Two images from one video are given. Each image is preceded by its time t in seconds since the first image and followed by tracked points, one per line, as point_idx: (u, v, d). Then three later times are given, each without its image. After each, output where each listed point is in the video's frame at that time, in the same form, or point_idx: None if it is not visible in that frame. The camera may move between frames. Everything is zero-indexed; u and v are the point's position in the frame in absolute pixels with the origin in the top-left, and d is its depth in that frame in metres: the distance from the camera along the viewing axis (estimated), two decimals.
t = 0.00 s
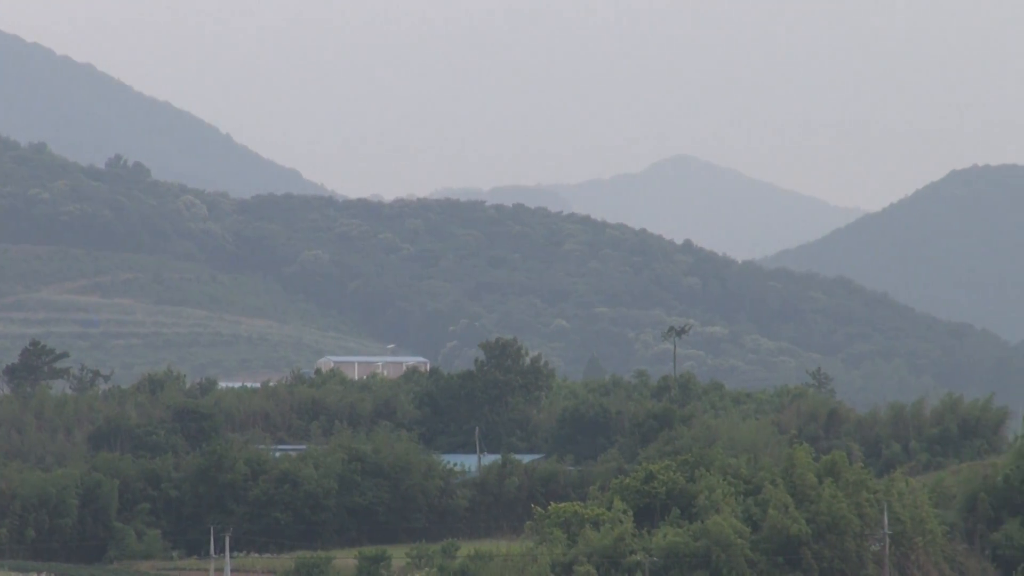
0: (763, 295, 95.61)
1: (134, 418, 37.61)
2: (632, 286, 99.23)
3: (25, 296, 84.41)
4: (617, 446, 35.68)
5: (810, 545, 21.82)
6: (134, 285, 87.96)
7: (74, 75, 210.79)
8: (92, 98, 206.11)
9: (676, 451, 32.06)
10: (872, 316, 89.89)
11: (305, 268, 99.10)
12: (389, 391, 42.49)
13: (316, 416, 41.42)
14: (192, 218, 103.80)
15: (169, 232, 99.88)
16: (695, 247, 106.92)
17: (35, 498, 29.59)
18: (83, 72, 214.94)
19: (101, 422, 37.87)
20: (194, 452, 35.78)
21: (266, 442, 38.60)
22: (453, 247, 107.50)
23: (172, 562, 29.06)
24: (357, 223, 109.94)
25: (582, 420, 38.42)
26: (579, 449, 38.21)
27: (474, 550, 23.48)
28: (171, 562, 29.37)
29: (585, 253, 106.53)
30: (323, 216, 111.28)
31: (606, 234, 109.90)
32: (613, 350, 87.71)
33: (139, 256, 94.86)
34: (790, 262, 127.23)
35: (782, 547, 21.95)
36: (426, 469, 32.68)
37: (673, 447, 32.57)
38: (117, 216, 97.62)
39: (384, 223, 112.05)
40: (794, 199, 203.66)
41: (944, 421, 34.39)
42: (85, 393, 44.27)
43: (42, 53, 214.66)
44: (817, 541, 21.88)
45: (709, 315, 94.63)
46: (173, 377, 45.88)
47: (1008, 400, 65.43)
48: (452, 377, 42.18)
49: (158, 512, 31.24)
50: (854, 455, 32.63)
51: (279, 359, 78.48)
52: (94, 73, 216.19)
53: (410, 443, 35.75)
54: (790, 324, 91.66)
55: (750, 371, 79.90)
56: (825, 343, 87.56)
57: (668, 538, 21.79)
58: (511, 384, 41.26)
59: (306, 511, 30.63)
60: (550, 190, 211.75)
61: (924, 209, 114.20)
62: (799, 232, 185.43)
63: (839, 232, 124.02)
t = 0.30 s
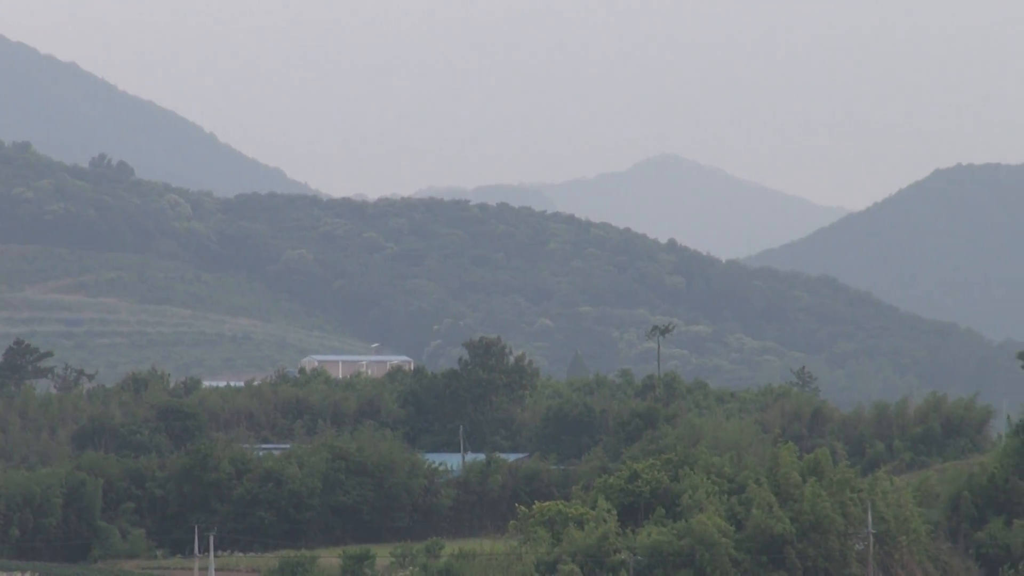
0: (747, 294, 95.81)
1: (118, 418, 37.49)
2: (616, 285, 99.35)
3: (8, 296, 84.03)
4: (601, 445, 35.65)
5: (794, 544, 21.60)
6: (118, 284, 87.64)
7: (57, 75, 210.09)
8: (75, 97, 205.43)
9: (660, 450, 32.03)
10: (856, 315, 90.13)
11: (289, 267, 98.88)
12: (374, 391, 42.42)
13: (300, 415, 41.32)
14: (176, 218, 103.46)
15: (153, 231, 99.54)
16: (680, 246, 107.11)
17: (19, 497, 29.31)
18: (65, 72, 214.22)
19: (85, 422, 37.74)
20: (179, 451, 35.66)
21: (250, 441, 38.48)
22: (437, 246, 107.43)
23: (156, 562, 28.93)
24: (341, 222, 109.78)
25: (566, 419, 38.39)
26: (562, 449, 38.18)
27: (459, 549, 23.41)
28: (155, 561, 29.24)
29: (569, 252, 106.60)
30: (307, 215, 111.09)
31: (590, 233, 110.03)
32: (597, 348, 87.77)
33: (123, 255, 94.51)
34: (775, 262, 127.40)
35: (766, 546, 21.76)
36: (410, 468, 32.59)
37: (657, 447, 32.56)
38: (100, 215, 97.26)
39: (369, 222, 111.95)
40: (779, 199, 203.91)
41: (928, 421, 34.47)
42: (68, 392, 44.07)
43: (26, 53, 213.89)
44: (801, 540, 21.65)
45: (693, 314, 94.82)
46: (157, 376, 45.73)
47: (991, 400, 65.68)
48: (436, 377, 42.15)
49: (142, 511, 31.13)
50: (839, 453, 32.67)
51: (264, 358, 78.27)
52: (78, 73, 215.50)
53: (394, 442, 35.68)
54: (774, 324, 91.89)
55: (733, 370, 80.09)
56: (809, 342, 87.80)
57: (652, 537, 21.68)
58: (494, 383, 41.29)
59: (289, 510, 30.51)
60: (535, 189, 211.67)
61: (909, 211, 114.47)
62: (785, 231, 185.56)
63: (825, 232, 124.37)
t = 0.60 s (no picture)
0: (734, 294, 96.02)
1: (105, 417, 37.40)
2: (602, 285, 99.49)
3: None
4: (588, 445, 35.66)
5: (781, 544, 21.54)
6: (105, 283, 87.42)
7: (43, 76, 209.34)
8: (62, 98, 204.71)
9: (647, 450, 32.05)
10: (842, 316, 90.41)
11: (277, 267, 98.72)
12: (360, 390, 42.36)
13: (286, 415, 41.24)
14: (163, 217, 103.18)
15: (140, 230, 99.29)
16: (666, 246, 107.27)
17: (5, 496, 29.09)
18: (51, 72, 213.66)
19: (72, 421, 37.63)
20: (166, 451, 35.59)
21: (237, 440, 38.40)
22: (424, 245, 107.43)
23: (143, 561, 28.84)
24: (328, 221, 109.66)
25: (553, 419, 38.36)
26: (549, 448, 38.17)
27: (446, 549, 23.41)
28: (142, 560, 29.13)
29: (556, 251, 106.65)
30: (294, 215, 110.98)
31: (576, 232, 110.20)
32: (584, 347, 87.83)
33: (110, 255, 94.25)
34: (763, 262, 127.55)
35: (753, 546, 21.71)
36: (397, 467, 32.54)
37: (644, 446, 32.61)
38: (87, 215, 96.98)
39: (356, 221, 111.89)
40: (766, 199, 203.98)
41: (915, 420, 34.59)
42: (54, 392, 43.91)
43: (12, 53, 213.05)
44: (787, 539, 21.59)
45: (679, 313, 94.96)
46: (143, 375, 45.61)
47: (979, 399, 65.92)
48: (423, 375, 42.15)
49: (129, 510, 31.03)
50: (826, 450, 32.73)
51: (251, 356, 78.09)
52: (65, 73, 214.73)
53: (381, 442, 35.65)
54: (760, 323, 92.06)
55: (720, 369, 80.19)
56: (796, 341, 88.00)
57: (639, 536, 21.64)
58: (481, 382, 41.32)
59: (276, 509, 30.40)
60: (522, 189, 211.53)
61: (898, 211, 114.88)
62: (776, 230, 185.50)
63: (814, 231, 124.61)
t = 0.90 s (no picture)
0: (721, 293, 96.23)
1: (93, 416, 37.29)
2: (590, 285, 99.66)
3: None
4: (576, 444, 35.67)
5: (768, 544, 21.52)
6: (93, 283, 87.18)
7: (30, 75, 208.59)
8: (48, 97, 203.94)
9: (635, 450, 32.07)
10: (829, 316, 90.71)
11: (265, 266, 98.62)
12: (348, 390, 42.32)
13: (275, 414, 41.17)
14: (151, 217, 102.92)
15: (128, 230, 99.04)
16: (654, 246, 107.47)
17: None
18: (36, 71, 212.81)
19: (60, 421, 37.52)
20: (154, 450, 35.52)
21: (226, 440, 38.34)
22: (412, 245, 107.46)
23: (131, 561, 28.79)
24: (315, 221, 109.61)
25: (541, 419, 38.37)
26: (536, 447, 38.18)
27: (434, 548, 23.39)
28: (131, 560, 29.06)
29: (544, 250, 106.81)
30: (282, 214, 110.89)
31: (564, 232, 110.42)
32: (572, 347, 87.93)
33: (98, 254, 94.00)
34: (752, 261, 127.76)
35: (740, 545, 21.67)
36: (385, 467, 32.49)
37: (632, 446, 32.65)
38: (75, 214, 96.72)
39: (343, 220, 111.85)
40: (754, 199, 204.27)
41: (903, 419, 34.68)
42: (42, 391, 43.78)
43: None
44: (775, 539, 21.56)
45: (667, 313, 95.15)
46: (131, 374, 45.49)
47: (965, 398, 66.21)
48: (411, 375, 42.15)
49: (117, 510, 30.96)
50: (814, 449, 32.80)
51: (239, 356, 77.99)
52: (51, 72, 213.91)
53: (369, 441, 35.61)
54: (747, 322, 92.27)
55: (708, 368, 80.38)
56: (783, 340, 88.18)
57: (627, 536, 21.64)
58: (469, 382, 41.28)
59: (264, 508, 30.32)
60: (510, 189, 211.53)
61: (888, 211, 115.22)
62: (765, 229, 185.70)
63: (803, 231, 124.90)
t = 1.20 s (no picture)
0: (711, 293, 96.33)
1: (82, 417, 37.19)
2: (580, 285, 99.70)
3: None
4: (566, 445, 35.65)
5: (758, 543, 21.46)
6: (83, 283, 86.97)
7: (18, 75, 207.98)
8: (37, 97, 203.32)
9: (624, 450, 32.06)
10: (819, 317, 90.84)
11: (254, 266, 98.46)
12: (338, 390, 42.24)
13: (264, 415, 41.09)
14: (141, 217, 102.68)
15: (118, 230, 98.82)
16: (644, 246, 107.53)
17: None
18: (23, 71, 212.14)
19: (50, 422, 37.40)
20: (144, 450, 35.43)
21: (215, 440, 38.26)
22: (402, 245, 107.40)
23: (121, 561, 28.72)
24: (305, 221, 109.49)
25: (531, 419, 38.33)
26: (527, 447, 38.15)
27: (423, 547, 23.37)
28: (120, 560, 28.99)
29: (534, 250, 106.81)
30: (271, 215, 110.68)
31: (553, 232, 110.44)
32: (562, 347, 87.96)
33: (87, 254, 93.76)
34: (744, 259, 127.86)
35: (730, 545, 21.63)
36: (375, 467, 32.44)
37: (622, 447, 32.65)
38: (65, 214, 96.47)
39: (333, 220, 111.73)
40: (744, 199, 204.33)
41: (893, 420, 34.74)
42: (31, 391, 43.63)
43: None
44: (765, 539, 21.53)
45: (656, 313, 95.22)
46: (121, 374, 45.36)
47: (955, 398, 66.29)
48: (401, 375, 42.12)
49: (107, 510, 30.86)
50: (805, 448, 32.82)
51: (229, 355, 77.82)
52: (39, 72, 213.24)
53: (359, 441, 35.55)
54: (737, 322, 92.33)
55: (698, 369, 80.43)
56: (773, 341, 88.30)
57: (617, 537, 21.61)
58: (459, 382, 41.21)
59: (254, 508, 30.21)
60: (501, 189, 211.46)
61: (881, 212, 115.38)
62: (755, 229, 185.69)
63: (794, 230, 125.08)
